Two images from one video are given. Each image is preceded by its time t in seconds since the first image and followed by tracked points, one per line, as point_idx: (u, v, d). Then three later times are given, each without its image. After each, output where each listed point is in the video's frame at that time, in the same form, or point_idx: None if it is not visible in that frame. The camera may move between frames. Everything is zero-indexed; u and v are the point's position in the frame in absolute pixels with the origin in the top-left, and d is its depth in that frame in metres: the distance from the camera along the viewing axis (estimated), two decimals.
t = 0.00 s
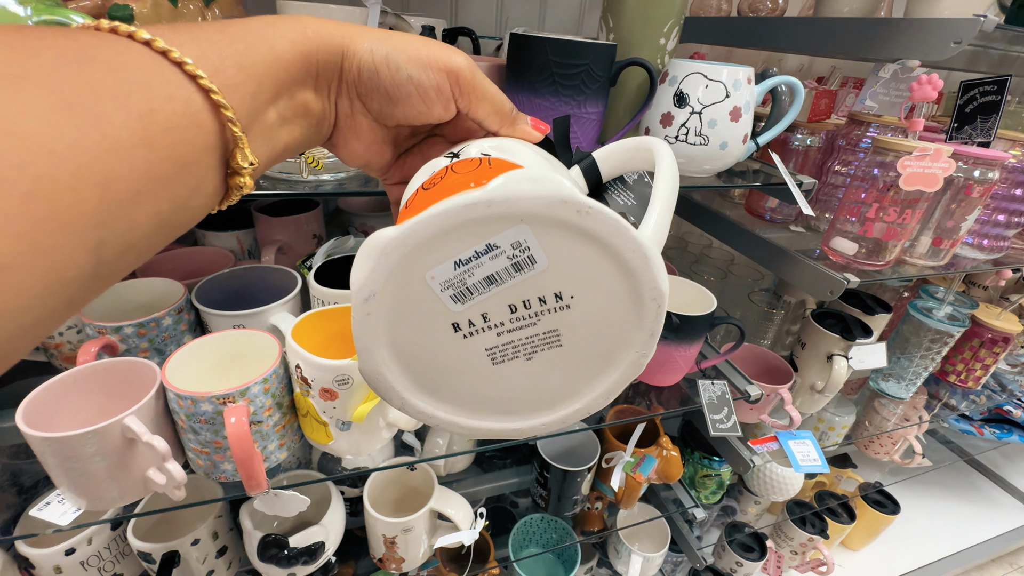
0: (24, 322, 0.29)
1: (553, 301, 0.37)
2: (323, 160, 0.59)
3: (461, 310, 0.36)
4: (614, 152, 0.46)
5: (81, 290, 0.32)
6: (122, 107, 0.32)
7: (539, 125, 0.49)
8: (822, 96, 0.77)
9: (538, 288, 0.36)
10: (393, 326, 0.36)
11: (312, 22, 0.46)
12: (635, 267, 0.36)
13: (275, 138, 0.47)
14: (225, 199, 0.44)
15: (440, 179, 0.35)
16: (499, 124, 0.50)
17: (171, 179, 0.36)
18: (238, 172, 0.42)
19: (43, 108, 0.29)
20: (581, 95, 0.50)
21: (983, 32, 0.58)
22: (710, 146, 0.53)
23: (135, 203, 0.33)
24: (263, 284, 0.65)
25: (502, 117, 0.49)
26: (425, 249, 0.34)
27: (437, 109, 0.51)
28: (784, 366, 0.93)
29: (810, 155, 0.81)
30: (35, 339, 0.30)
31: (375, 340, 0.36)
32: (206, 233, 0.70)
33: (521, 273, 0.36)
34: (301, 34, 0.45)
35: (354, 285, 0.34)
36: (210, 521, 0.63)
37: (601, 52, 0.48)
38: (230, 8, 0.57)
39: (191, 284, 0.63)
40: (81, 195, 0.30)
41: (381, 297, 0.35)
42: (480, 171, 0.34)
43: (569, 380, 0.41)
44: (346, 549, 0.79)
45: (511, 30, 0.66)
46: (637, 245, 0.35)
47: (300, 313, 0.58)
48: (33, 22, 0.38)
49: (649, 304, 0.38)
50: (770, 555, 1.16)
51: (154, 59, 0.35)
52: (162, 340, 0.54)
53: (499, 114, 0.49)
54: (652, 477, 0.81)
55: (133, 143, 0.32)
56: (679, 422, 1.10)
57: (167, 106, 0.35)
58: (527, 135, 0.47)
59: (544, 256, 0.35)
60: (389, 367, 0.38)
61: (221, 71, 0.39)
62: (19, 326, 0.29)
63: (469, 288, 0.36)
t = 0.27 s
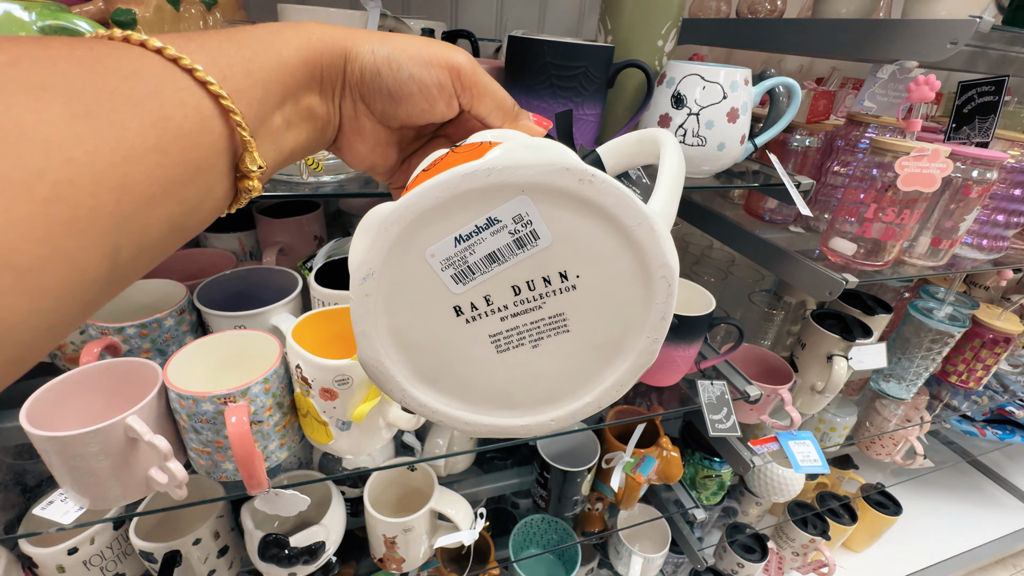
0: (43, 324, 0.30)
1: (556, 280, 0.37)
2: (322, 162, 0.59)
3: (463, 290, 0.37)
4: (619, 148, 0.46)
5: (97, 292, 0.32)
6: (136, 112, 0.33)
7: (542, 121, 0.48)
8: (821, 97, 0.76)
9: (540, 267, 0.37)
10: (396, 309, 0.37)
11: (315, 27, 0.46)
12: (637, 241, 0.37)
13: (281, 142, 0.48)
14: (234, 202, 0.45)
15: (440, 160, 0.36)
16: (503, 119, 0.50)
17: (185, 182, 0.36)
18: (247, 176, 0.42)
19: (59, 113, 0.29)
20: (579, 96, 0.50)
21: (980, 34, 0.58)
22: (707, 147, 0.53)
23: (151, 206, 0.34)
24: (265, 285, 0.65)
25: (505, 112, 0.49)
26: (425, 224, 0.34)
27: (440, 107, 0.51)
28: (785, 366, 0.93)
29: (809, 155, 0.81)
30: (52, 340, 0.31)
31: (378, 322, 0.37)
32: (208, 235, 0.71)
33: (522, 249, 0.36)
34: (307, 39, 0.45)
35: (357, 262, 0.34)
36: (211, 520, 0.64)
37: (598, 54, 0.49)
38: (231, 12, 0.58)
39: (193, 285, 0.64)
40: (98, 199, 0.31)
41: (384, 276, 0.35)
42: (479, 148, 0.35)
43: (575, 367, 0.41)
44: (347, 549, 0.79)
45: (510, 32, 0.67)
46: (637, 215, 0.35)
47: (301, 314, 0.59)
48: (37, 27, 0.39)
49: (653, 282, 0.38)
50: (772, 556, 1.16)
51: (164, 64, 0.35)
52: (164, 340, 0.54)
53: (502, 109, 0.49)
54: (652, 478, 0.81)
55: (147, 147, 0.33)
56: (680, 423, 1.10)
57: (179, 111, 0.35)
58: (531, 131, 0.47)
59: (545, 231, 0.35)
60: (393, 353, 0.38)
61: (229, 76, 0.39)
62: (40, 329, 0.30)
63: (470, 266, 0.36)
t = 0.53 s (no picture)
0: (51, 321, 0.30)
1: (559, 278, 0.37)
2: (321, 163, 0.59)
3: (467, 287, 0.37)
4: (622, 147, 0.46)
5: (103, 290, 0.33)
6: (142, 110, 0.33)
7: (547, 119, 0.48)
8: (818, 97, 0.77)
9: (543, 264, 0.37)
10: (400, 305, 0.37)
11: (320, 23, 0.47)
12: (640, 239, 0.37)
13: (286, 139, 0.48)
14: (239, 200, 0.45)
15: (444, 156, 0.37)
16: (507, 117, 0.50)
17: (191, 180, 0.37)
18: (252, 173, 0.42)
19: (65, 112, 0.30)
20: (576, 97, 0.51)
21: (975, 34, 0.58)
22: (704, 147, 0.53)
23: (157, 204, 0.34)
24: (265, 286, 0.66)
25: (509, 109, 0.49)
26: (428, 220, 0.35)
27: (444, 104, 0.51)
28: (784, 367, 0.92)
29: (808, 156, 0.81)
30: (60, 336, 0.31)
31: (382, 318, 0.37)
32: (208, 236, 0.71)
33: (526, 246, 0.36)
34: (310, 37, 0.46)
35: (361, 257, 0.35)
36: (211, 520, 0.64)
37: (595, 56, 0.49)
38: (231, 13, 0.58)
39: (193, 286, 0.64)
40: (104, 197, 0.31)
41: (388, 272, 0.36)
42: (483, 144, 0.35)
43: (577, 365, 0.41)
44: (347, 549, 0.79)
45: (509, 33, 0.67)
46: (641, 212, 0.36)
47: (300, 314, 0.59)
48: (37, 29, 0.39)
49: (656, 280, 0.38)
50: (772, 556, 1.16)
51: (169, 63, 0.35)
52: (164, 341, 0.55)
53: (506, 106, 0.49)
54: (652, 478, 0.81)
55: (153, 144, 0.33)
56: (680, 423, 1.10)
57: (185, 109, 0.35)
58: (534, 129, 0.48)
59: (549, 227, 0.36)
60: (397, 349, 0.39)
61: (233, 74, 0.39)
62: (48, 325, 0.30)
63: (474, 263, 0.36)
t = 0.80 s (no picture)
0: (57, 319, 0.30)
1: (558, 280, 0.38)
2: (320, 163, 0.59)
3: (467, 288, 0.37)
4: (620, 149, 0.47)
5: (107, 288, 0.33)
6: (146, 110, 0.33)
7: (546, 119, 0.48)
8: (816, 98, 0.78)
9: (543, 267, 0.37)
10: (401, 304, 0.37)
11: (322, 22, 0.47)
12: (639, 242, 0.37)
13: (288, 140, 0.48)
14: (241, 199, 0.45)
15: (445, 158, 0.37)
16: (507, 117, 0.50)
17: (194, 180, 0.37)
18: (254, 173, 0.43)
19: (70, 112, 0.30)
20: (573, 98, 0.51)
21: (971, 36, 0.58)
22: (701, 148, 0.53)
23: (160, 204, 0.35)
24: (265, 286, 0.66)
25: (509, 110, 0.50)
26: (429, 221, 0.35)
27: (445, 104, 0.51)
28: (783, 367, 0.93)
29: (805, 156, 0.81)
30: (66, 334, 0.31)
31: (383, 317, 0.37)
32: (208, 237, 0.72)
33: (525, 248, 0.36)
34: (313, 37, 0.46)
35: (363, 258, 0.35)
36: (210, 520, 0.64)
37: (592, 57, 0.49)
38: (231, 15, 0.59)
39: (193, 286, 0.64)
40: (108, 196, 0.31)
41: (389, 272, 0.36)
42: (485, 147, 0.36)
43: (575, 366, 0.41)
44: (346, 549, 0.80)
45: (507, 34, 0.67)
46: (640, 216, 0.36)
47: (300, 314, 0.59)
48: (39, 30, 0.39)
49: (654, 283, 0.38)
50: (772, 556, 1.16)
51: (172, 63, 0.36)
52: (164, 341, 0.55)
53: (506, 107, 0.49)
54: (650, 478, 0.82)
55: (157, 144, 0.34)
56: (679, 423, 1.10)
57: (188, 109, 0.36)
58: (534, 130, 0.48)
59: (549, 230, 0.36)
60: (396, 349, 0.39)
61: (235, 74, 0.40)
62: (53, 322, 0.30)
63: (474, 265, 0.37)
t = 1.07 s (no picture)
0: (58, 319, 0.30)
1: (558, 285, 0.38)
2: (318, 163, 0.59)
3: (466, 291, 0.37)
4: (619, 152, 0.47)
5: (108, 288, 0.33)
6: (147, 110, 0.33)
7: (546, 121, 0.48)
8: (815, 98, 0.76)
9: (543, 271, 0.37)
10: (400, 306, 0.37)
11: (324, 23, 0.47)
12: (640, 249, 0.37)
13: (288, 140, 0.48)
14: (241, 199, 0.45)
15: (447, 161, 0.37)
16: (508, 120, 0.50)
17: (195, 180, 0.37)
18: (254, 174, 0.43)
19: (69, 112, 0.30)
20: (571, 98, 0.51)
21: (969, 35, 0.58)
22: (699, 147, 0.53)
23: (161, 204, 0.35)
24: (263, 286, 0.66)
25: (510, 113, 0.49)
26: (430, 224, 0.35)
27: (446, 106, 0.51)
28: (782, 367, 0.92)
29: (804, 156, 0.81)
30: (66, 334, 0.31)
31: (382, 319, 0.37)
32: (207, 237, 0.72)
33: (525, 253, 0.36)
34: (314, 38, 0.46)
35: (363, 260, 0.35)
36: (209, 520, 0.64)
37: (590, 56, 0.49)
38: (229, 15, 0.59)
39: (191, 286, 0.64)
40: (109, 196, 0.31)
41: (389, 274, 0.36)
42: (488, 151, 0.36)
43: (573, 371, 0.41)
44: (345, 549, 0.80)
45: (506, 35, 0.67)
46: (642, 223, 0.36)
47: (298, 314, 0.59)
48: (36, 31, 0.39)
49: (653, 289, 0.38)
50: (772, 557, 1.16)
51: (173, 63, 0.36)
52: (162, 341, 0.55)
53: (507, 109, 0.49)
54: (650, 478, 0.82)
55: (158, 145, 0.34)
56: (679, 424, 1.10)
57: (189, 109, 0.36)
58: (534, 131, 0.48)
59: (550, 235, 0.36)
60: (395, 350, 0.39)
61: (236, 74, 0.40)
62: (54, 323, 0.30)
63: (474, 268, 0.36)
